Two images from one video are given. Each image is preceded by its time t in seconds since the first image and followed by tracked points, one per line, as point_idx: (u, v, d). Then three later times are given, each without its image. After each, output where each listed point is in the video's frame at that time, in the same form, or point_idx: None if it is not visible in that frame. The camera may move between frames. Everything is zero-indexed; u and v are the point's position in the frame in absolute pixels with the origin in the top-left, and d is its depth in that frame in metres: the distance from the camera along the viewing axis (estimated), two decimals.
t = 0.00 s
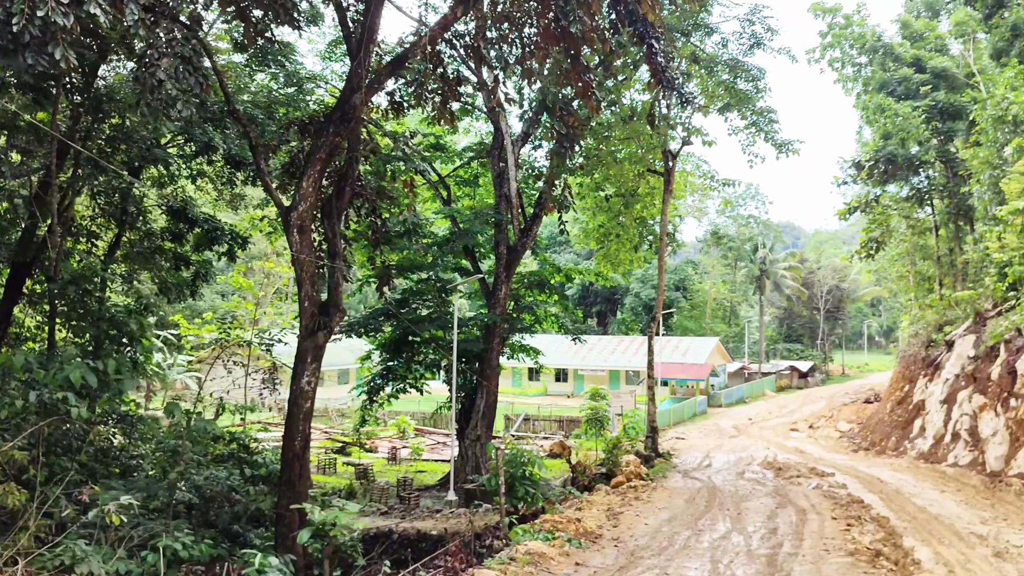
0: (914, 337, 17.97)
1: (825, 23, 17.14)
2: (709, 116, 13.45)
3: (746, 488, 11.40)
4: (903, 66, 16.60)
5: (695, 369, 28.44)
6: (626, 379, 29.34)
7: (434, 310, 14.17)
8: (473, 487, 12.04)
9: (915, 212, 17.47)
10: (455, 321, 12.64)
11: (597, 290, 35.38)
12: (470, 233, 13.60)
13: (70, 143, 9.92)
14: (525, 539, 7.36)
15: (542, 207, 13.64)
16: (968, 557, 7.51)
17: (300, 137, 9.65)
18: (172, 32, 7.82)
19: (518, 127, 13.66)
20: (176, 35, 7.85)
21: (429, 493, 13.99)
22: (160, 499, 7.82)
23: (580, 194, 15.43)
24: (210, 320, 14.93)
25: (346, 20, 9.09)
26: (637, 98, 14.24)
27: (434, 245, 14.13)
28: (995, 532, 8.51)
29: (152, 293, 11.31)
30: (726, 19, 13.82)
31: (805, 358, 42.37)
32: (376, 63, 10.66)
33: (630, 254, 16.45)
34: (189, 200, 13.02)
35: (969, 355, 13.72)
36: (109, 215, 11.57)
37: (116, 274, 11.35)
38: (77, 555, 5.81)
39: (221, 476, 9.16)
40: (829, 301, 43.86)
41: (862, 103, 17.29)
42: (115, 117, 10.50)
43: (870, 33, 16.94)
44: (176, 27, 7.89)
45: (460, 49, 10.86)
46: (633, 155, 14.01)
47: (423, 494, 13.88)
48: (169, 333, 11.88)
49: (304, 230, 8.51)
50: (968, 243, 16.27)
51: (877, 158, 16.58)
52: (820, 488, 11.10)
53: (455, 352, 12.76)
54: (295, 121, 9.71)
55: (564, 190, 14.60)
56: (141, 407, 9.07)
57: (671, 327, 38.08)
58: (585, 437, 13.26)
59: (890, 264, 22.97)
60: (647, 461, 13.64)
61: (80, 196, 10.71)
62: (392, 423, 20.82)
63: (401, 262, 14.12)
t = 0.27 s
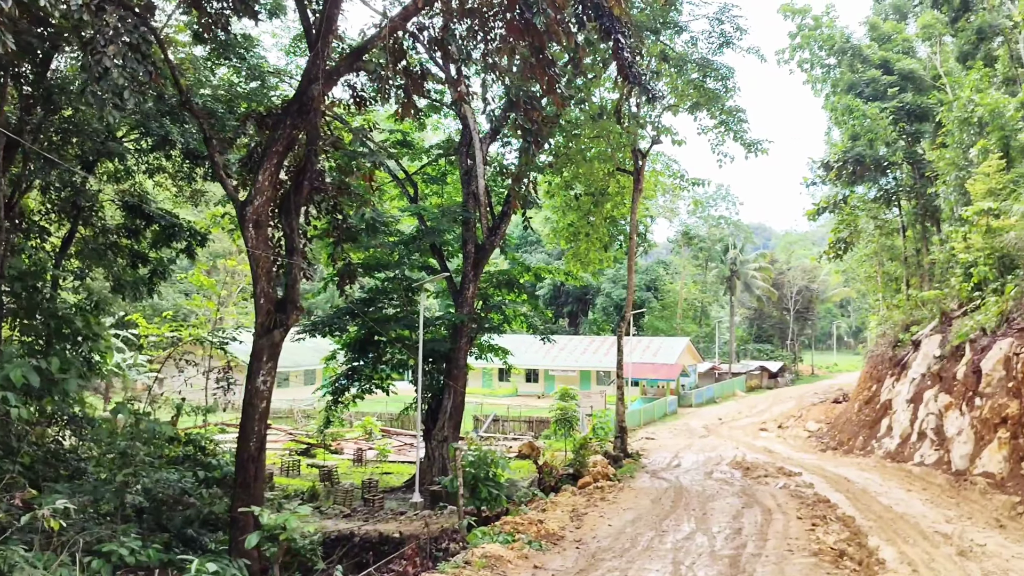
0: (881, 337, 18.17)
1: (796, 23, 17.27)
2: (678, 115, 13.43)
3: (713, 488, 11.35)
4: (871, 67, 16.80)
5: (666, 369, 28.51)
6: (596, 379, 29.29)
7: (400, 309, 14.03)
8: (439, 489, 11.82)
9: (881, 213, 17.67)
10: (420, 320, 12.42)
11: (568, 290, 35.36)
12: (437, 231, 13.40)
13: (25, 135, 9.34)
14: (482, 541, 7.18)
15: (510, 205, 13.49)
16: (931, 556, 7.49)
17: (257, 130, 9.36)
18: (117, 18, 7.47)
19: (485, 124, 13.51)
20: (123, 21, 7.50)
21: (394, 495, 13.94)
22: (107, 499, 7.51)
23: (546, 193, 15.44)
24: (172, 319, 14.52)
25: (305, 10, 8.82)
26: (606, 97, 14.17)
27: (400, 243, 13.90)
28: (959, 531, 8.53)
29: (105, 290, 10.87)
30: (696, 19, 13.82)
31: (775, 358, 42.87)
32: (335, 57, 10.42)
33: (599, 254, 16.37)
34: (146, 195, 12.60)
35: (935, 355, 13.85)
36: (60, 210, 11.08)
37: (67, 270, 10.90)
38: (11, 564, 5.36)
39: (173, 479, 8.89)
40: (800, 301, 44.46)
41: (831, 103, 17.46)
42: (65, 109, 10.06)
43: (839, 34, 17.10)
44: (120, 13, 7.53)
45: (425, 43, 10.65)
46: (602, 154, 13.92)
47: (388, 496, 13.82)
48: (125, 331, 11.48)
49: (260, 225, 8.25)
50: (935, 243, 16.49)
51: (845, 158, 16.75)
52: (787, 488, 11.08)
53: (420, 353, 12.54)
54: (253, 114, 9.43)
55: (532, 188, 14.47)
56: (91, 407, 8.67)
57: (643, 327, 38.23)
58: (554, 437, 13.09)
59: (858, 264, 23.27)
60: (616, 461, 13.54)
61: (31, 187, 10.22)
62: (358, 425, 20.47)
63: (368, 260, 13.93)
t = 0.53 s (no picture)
0: (853, 337, 18.31)
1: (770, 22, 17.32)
2: (652, 113, 13.34)
3: (684, 489, 11.25)
4: (845, 67, 16.90)
5: (641, 369, 28.50)
6: (571, 379, 29.16)
7: (371, 308, 13.74)
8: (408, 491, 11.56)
9: (854, 212, 17.78)
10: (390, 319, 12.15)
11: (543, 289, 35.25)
12: (409, 228, 13.15)
13: None
14: (444, 547, 6.96)
15: (483, 202, 13.28)
16: (903, 560, 7.43)
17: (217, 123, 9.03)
18: (69, 5, 7.09)
19: (457, 121, 13.28)
20: (75, 8, 7.13)
21: (365, 497, 13.63)
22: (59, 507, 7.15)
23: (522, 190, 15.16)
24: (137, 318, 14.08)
25: None
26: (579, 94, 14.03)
27: (370, 240, 13.61)
28: (930, 532, 8.51)
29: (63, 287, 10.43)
30: (670, 16, 13.75)
31: (749, 358, 43.22)
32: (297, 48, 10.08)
33: (572, 253, 16.22)
34: (108, 190, 12.15)
35: (907, 355, 13.93)
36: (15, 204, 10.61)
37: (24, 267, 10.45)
38: None
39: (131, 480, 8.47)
40: (774, 301, 44.92)
41: (805, 103, 17.54)
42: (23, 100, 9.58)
43: (813, 33, 17.16)
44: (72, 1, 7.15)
45: (393, 36, 10.40)
46: (576, 151, 13.78)
47: (358, 498, 13.54)
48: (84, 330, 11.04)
49: (220, 221, 7.93)
50: (908, 243, 16.62)
51: (819, 158, 16.85)
52: (759, 489, 11.03)
53: (390, 354, 12.24)
54: (213, 107, 9.08)
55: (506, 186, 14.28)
56: (44, 410, 8.25)
57: (618, 326, 38.27)
58: (527, 437, 12.91)
59: (832, 264, 23.47)
60: (587, 462, 13.40)
61: None
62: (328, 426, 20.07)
63: (338, 258, 13.66)
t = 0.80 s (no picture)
0: (830, 337, 18.38)
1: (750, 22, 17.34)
2: (631, 111, 13.24)
3: (662, 491, 11.12)
4: (824, 67, 16.98)
5: (619, 369, 28.43)
6: (550, 379, 29.03)
7: (347, 307, 13.44)
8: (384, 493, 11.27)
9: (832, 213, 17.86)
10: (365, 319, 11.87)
11: (523, 288, 35.10)
12: (385, 225, 12.89)
13: None
14: (414, 550, 6.73)
15: (462, 199, 13.07)
16: (883, 563, 7.34)
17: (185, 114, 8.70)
18: None
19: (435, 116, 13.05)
20: None
21: (338, 499, 13.32)
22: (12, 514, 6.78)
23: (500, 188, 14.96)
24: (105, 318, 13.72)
25: None
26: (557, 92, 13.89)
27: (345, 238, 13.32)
28: (909, 534, 8.45)
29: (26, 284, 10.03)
30: (649, 14, 13.66)
31: (727, 359, 43.48)
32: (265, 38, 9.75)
33: (551, 252, 16.06)
34: (74, 183, 11.73)
35: (885, 355, 13.96)
36: None
37: None
38: None
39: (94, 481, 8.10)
40: (752, 302, 45.27)
41: (784, 103, 17.60)
42: None
43: (791, 34, 17.23)
44: None
45: (369, 26, 10.15)
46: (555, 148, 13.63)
47: (331, 500, 13.23)
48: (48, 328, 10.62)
49: (186, 214, 7.60)
50: (884, 244, 16.72)
51: (797, 159, 16.91)
52: (737, 490, 10.93)
53: (365, 354, 11.98)
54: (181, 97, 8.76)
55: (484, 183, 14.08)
56: None
57: (597, 327, 38.26)
58: (503, 438, 12.70)
59: (809, 265, 23.61)
60: (564, 463, 13.24)
61: None
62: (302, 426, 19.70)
63: (313, 256, 13.35)
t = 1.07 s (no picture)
0: (814, 337, 18.39)
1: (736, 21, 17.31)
2: (616, 109, 13.12)
3: (644, 492, 11.01)
4: (809, 66, 16.97)
5: (604, 369, 28.35)
6: (535, 379, 28.90)
7: (327, 306, 13.22)
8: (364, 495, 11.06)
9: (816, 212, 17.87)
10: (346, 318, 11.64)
11: (509, 287, 34.95)
12: (367, 223, 12.67)
13: None
14: (387, 555, 6.55)
15: (445, 196, 12.88)
16: (865, 567, 7.25)
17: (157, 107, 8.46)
18: None
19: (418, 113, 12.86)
20: None
21: (318, 501, 13.10)
22: None
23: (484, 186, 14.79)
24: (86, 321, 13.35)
25: None
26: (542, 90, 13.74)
27: (326, 236, 13.09)
28: (893, 536, 8.38)
29: None
30: (634, 11, 13.53)
31: (713, 358, 43.58)
32: (237, 28, 9.46)
33: (535, 251, 15.91)
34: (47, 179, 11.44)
35: (870, 355, 13.95)
36: None
37: None
38: None
39: (62, 484, 7.84)
40: (737, 301, 45.43)
41: (769, 102, 17.59)
42: None
43: (777, 33, 17.22)
44: None
45: (349, 18, 9.94)
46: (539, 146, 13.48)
47: (311, 501, 13.00)
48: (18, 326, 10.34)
49: (157, 209, 7.36)
50: (869, 244, 16.73)
51: (783, 158, 16.90)
52: (721, 491, 10.84)
53: (345, 353, 11.76)
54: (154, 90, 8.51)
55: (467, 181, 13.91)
56: None
57: (582, 326, 38.20)
58: (486, 439, 12.55)
59: (794, 265, 23.64)
60: (547, 463, 13.11)
61: None
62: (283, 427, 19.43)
63: (293, 254, 13.11)
